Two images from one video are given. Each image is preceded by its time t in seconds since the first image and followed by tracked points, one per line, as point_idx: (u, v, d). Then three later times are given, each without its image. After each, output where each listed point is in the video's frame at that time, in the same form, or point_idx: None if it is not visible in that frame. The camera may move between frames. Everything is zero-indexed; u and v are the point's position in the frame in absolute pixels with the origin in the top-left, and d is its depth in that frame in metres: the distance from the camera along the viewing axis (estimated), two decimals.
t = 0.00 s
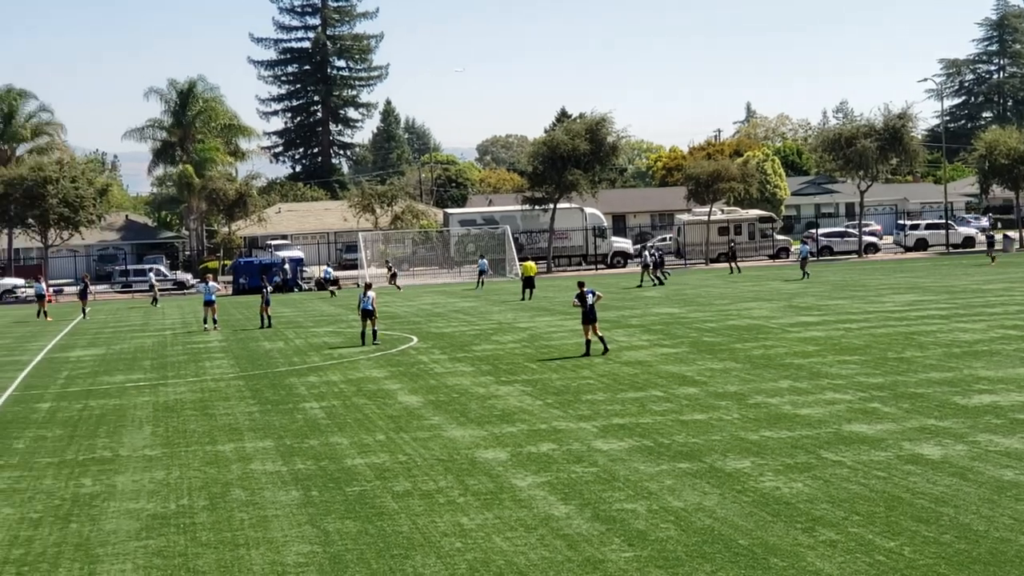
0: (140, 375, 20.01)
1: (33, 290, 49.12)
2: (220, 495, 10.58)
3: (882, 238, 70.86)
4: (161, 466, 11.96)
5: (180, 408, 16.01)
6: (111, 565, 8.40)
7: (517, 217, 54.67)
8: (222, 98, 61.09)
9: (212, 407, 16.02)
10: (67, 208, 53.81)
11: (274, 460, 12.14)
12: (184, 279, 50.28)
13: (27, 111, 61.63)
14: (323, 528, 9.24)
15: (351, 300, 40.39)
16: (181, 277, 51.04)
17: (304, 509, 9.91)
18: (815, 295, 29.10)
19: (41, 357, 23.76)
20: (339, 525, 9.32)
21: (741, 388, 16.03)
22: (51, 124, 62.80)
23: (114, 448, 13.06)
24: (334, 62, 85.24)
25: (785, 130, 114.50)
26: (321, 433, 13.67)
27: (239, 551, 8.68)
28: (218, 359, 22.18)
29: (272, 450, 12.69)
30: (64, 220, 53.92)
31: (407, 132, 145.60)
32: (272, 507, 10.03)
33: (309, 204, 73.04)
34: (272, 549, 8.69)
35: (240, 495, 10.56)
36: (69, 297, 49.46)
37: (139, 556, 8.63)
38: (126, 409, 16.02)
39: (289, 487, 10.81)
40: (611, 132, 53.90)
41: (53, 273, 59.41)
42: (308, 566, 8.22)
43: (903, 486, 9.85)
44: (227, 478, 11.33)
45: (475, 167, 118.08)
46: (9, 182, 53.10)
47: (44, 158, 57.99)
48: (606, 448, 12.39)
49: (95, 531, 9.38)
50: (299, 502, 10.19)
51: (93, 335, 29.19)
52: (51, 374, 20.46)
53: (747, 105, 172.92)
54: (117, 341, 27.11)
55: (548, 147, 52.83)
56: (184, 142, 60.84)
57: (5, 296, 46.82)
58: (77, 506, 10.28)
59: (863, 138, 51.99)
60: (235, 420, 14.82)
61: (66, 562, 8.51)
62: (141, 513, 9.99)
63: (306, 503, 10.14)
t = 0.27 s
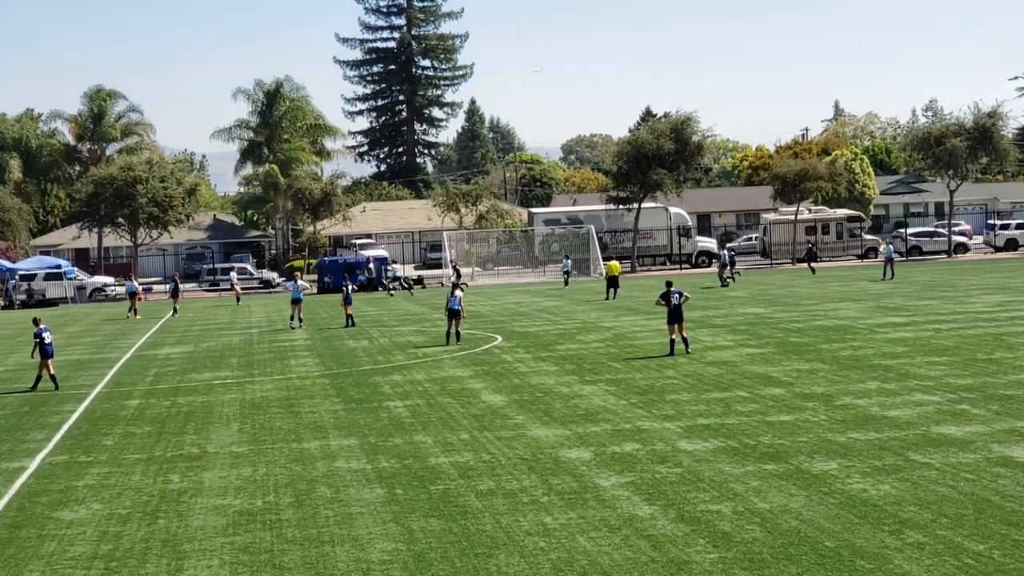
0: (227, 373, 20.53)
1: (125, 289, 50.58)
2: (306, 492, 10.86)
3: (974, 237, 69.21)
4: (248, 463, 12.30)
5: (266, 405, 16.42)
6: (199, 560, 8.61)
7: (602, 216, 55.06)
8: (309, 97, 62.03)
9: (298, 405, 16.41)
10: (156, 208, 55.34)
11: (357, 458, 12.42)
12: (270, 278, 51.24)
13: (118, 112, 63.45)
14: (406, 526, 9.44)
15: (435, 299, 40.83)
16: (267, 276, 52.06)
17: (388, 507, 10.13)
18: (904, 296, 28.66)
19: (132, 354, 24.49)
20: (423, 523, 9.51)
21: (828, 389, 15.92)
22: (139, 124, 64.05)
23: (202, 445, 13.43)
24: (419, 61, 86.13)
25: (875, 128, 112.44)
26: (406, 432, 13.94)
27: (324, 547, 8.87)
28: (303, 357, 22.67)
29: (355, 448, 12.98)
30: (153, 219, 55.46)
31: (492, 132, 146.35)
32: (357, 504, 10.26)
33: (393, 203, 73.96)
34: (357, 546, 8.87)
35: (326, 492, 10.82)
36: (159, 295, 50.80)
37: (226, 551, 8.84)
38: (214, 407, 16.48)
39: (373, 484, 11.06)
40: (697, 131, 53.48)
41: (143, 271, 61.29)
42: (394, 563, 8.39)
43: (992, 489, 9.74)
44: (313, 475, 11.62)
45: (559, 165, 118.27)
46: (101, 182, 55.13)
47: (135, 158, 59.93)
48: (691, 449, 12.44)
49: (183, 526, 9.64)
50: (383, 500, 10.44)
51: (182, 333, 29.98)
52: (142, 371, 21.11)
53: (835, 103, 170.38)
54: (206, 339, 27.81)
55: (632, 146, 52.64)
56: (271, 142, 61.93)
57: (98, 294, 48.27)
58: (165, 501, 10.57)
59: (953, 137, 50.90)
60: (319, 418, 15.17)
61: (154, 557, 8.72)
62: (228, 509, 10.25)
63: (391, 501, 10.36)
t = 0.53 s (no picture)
0: (287, 372, 20.87)
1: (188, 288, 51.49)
2: (365, 491, 11.07)
3: None
4: (308, 461, 12.54)
5: (325, 404, 16.69)
6: (260, 557, 8.79)
7: (661, 216, 55.26)
8: (368, 97, 62.61)
9: (358, 404, 16.68)
10: (218, 207, 56.31)
11: (417, 456, 12.62)
12: (329, 277, 51.81)
13: (180, 112, 64.56)
14: (465, 525, 9.61)
15: (494, 298, 41.06)
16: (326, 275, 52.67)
17: (447, 506, 10.30)
18: (968, 295, 28.29)
19: (194, 352, 24.97)
20: (481, 522, 9.67)
21: (890, 390, 15.83)
22: (203, 123, 65.10)
23: (262, 443, 13.73)
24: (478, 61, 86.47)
25: (938, 127, 110.66)
26: (465, 431, 14.12)
27: (384, 545, 9.05)
28: (364, 356, 22.98)
29: (415, 446, 13.19)
30: (215, 218, 56.42)
31: (551, 130, 146.40)
32: (416, 503, 10.45)
33: (453, 202, 74.39)
34: (416, 544, 9.04)
35: (385, 491, 11.01)
36: (220, 294, 51.64)
37: (286, 549, 9.02)
38: (274, 405, 16.79)
39: (432, 483, 11.24)
40: (757, 130, 53.01)
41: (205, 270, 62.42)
42: (453, 562, 8.54)
43: None
44: (372, 474, 11.84)
45: (618, 164, 118.04)
46: (164, 181, 56.34)
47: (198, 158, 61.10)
48: (751, 449, 12.47)
49: (244, 523, 9.85)
50: (442, 498, 10.61)
51: (243, 331, 30.47)
52: (203, 369, 21.52)
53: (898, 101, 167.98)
54: (266, 337, 28.25)
55: (692, 145, 52.36)
56: (331, 141, 62.75)
57: (160, 293, 49.15)
58: (226, 499, 10.81)
59: (1018, 135, 49.94)
60: (379, 417, 15.41)
61: (215, 553, 8.91)
62: (288, 507, 10.47)
63: (449, 500, 10.53)
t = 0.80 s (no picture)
0: (323, 370, 21.07)
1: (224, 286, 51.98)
2: (400, 489, 11.20)
3: None
4: (344, 460, 12.69)
5: (361, 403, 16.87)
6: (294, 555, 8.91)
7: (698, 216, 55.10)
8: (404, 95, 62.92)
9: (394, 403, 16.85)
10: (254, 205, 56.80)
11: (452, 456, 12.75)
12: (365, 276, 52.09)
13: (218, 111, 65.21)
14: (500, 524, 9.71)
15: (529, 298, 41.15)
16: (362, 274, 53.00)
17: (482, 505, 10.40)
18: (1009, 297, 28.02)
19: (232, 350, 25.27)
20: (516, 521, 9.77)
21: (928, 391, 15.77)
22: (239, 122, 65.72)
23: (298, 441, 13.90)
24: (515, 60, 86.63)
25: (978, 127, 109.50)
26: (500, 430, 14.22)
27: (419, 544, 9.17)
28: (400, 355, 23.16)
29: (450, 446, 13.32)
30: (251, 216, 56.93)
31: (588, 130, 146.28)
32: (451, 502, 10.58)
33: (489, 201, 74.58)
34: (451, 543, 9.15)
35: (420, 490, 11.14)
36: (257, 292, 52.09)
37: (321, 547, 9.13)
38: (310, 403, 16.98)
39: (467, 482, 11.36)
40: (795, 130, 52.84)
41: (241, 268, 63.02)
42: (487, 561, 8.64)
43: None
44: (407, 473, 11.97)
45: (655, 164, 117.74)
46: (201, 180, 56.97)
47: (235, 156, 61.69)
48: (787, 450, 12.48)
49: (279, 522, 10.00)
50: (477, 497, 10.73)
51: (279, 329, 30.76)
52: (240, 367, 21.77)
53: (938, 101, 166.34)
54: (302, 336, 28.51)
55: (730, 144, 52.25)
56: (367, 140, 63.15)
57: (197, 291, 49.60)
58: (261, 497, 10.97)
59: None
60: (415, 416, 15.57)
61: (250, 551, 9.04)
62: (323, 505, 10.60)
63: (484, 500, 10.64)
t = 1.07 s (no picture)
0: (357, 369, 21.28)
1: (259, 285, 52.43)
2: (434, 488, 11.34)
3: None
4: (377, 459, 12.85)
5: (394, 402, 17.03)
6: (328, 553, 9.06)
7: (732, 215, 54.92)
8: (438, 94, 63.16)
9: (427, 401, 17.02)
10: (288, 204, 57.24)
11: (485, 455, 12.88)
12: (398, 275, 52.39)
13: (252, 110, 65.75)
14: (533, 524, 9.83)
15: (562, 297, 41.23)
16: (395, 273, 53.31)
17: (515, 505, 10.52)
18: None
19: (265, 349, 25.53)
20: (549, 521, 9.88)
21: (964, 392, 15.72)
22: (274, 121, 66.28)
23: (331, 439, 14.09)
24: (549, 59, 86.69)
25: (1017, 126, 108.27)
26: (533, 429, 14.33)
27: (452, 543, 9.29)
28: (433, 354, 23.32)
29: (483, 445, 13.45)
30: (285, 215, 57.38)
31: (622, 129, 146.03)
32: (484, 501, 10.70)
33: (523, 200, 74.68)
34: (484, 542, 9.28)
35: (453, 489, 11.28)
36: (291, 291, 52.50)
37: (355, 545, 9.29)
38: (344, 402, 17.17)
39: (500, 481, 11.48)
40: (830, 129, 52.58)
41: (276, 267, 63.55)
42: (521, 560, 8.76)
43: None
44: (441, 471, 12.11)
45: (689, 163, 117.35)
46: (236, 179, 57.51)
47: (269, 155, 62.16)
48: (822, 451, 12.51)
49: (313, 519, 10.16)
50: (510, 497, 10.85)
51: (313, 328, 31.05)
52: (274, 366, 22.02)
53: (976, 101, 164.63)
54: (336, 335, 28.76)
55: (765, 143, 52.06)
56: (401, 139, 63.47)
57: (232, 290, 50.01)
58: (295, 495, 11.14)
59: None
60: (448, 415, 15.72)
61: (284, 549, 9.20)
62: (357, 504, 10.76)
63: (517, 498, 10.76)
